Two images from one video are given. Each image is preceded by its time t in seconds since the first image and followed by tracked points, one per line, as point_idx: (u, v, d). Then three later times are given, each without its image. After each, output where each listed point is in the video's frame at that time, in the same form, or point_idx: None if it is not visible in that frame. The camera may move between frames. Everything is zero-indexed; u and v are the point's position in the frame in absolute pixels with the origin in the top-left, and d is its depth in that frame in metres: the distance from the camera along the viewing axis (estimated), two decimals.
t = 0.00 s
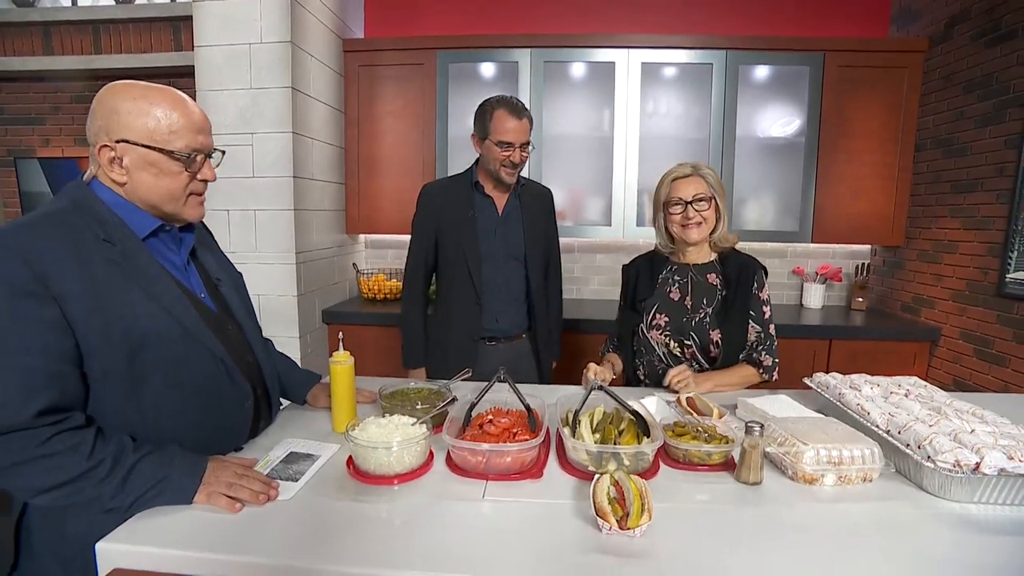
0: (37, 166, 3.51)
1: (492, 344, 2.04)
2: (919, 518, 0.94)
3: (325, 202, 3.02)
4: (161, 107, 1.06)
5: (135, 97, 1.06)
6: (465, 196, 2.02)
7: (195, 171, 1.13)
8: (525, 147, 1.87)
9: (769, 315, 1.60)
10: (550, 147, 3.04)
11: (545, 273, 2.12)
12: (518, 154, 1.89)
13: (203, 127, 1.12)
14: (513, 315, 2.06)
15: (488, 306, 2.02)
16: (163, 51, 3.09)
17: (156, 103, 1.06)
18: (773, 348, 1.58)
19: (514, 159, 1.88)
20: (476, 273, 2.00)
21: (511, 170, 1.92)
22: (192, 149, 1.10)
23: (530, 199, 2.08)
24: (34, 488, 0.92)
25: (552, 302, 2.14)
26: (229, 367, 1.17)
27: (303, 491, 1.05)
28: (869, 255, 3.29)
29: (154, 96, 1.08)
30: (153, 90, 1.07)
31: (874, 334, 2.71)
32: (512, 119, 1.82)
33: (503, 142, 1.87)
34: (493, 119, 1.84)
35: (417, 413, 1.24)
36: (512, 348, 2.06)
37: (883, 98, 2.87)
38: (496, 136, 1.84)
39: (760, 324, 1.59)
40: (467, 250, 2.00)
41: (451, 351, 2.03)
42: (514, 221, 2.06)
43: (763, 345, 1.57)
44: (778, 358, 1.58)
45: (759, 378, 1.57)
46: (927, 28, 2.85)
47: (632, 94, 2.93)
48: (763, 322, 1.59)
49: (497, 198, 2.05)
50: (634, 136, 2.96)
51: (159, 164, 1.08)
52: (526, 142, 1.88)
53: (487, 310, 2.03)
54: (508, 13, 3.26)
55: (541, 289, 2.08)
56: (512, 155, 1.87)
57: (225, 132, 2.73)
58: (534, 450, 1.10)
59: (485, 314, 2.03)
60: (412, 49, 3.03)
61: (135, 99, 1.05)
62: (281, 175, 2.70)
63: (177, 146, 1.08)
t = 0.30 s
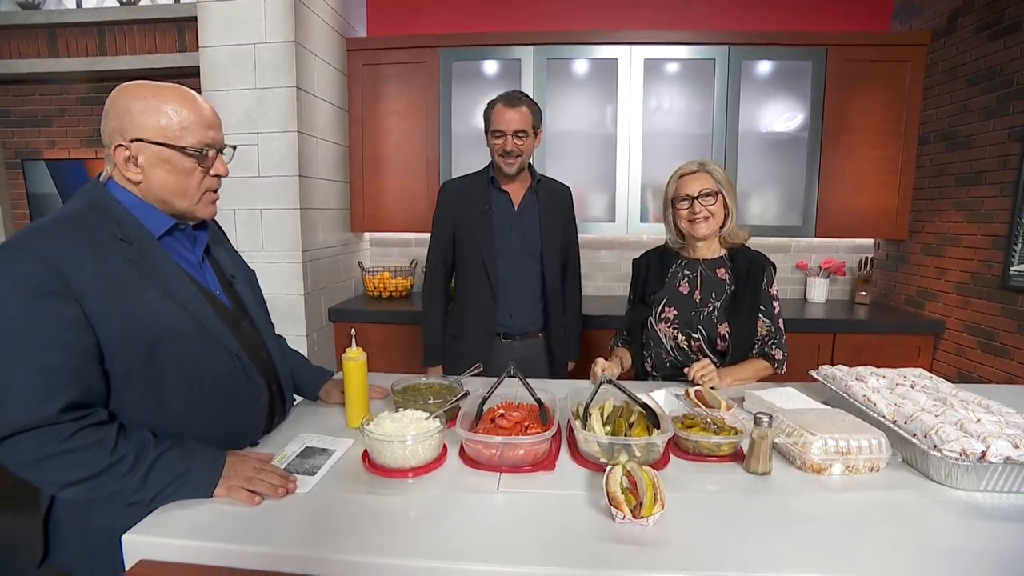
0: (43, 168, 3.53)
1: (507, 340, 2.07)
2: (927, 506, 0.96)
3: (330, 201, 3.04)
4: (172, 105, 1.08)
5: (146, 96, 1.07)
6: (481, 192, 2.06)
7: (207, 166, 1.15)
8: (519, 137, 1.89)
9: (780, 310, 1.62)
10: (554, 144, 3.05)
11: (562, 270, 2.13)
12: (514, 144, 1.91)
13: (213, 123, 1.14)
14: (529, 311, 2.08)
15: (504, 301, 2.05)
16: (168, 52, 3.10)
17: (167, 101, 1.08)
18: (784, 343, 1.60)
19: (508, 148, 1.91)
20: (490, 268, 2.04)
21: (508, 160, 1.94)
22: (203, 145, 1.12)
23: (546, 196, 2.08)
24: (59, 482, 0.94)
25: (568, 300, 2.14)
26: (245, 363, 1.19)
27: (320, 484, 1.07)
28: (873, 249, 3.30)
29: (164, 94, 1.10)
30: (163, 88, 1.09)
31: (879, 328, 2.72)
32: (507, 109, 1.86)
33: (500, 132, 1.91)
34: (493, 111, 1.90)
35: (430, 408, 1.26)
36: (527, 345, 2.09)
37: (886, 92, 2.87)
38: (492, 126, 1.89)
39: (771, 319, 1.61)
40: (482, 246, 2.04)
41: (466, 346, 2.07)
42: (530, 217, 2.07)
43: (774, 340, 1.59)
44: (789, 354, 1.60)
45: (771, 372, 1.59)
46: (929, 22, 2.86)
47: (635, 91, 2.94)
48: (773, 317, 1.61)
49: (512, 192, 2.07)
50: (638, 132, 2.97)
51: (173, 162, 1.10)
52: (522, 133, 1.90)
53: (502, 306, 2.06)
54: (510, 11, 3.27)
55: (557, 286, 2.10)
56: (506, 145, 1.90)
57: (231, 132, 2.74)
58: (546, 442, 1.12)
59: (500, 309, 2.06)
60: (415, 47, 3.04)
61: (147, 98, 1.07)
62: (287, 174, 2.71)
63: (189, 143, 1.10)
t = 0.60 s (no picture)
0: (50, 168, 3.55)
1: (513, 336, 2.09)
2: (933, 497, 0.97)
3: (336, 199, 3.05)
4: (182, 105, 1.09)
5: (155, 96, 1.09)
6: (489, 189, 2.08)
7: (217, 165, 1.16)
8: (518, 133, 1.90)
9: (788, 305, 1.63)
10: (559, 141, 3.06)
11: (572, 267, 2.12)
12: (514, 141, 1.92)
13: (222, 123, 1.15)
14: (535, 307, 2.09)
15: (510, 297, 2.07)
16: (173, 51, 3.12)
17: (177, 101, 1.09)
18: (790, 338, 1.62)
19: (507, 145, 1.93)
20: (497, 264, 2.06)
21: (509, 157, 1.96)
22: (213, 144, 1.13)
23: (555, 193, 2.08)
24: (80, 476, 0.96)
25: (577, 298, 2.12)
26: (257, 357, 1.20)
27: (334, 478, 1.09)
28: (877, 244, 3.30)
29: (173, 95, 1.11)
30: (172, 88, 1.11)
31: (884, 323, 2.73)
32: (507, 106, 1.88)
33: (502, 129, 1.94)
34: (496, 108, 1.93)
35: (441, 402, 1.28)
36: (534, 342, 2.10)
37: (891, 86, 2.87)
38: (494, 122, 1.92)
39: (779, 314, 1.62)
40: (489, 242, 2.06)
41: (473, 342, 2.09)
42: (536, 212, 2.08)
43: (782, 335, 1.61)
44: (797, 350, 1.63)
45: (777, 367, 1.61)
46: (934, 16, 2.85)
47: (640, 87, 2.94)
48: (781, 311, 1.62)
49: (520, 188, 2.08)
50: (642, 129, 2.97)
51: (184, 161, 1.11)
52: (523, 130, 1.91)
53: (509, 302, 2.08)
54: (514, 9, 3.27)
55: (564, 282, 2.09)
56: (506, 141, 1.92)
57: (237, 131, 2.76)
58: (556, 436, 1.13)
59: (506, 305, 2.08)
60: (419, 45, 3.04)
61: (156, 99, 1.09)
62: (293, 173, 2.73)
63: (200, 142, 1.11)
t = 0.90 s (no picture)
0: (51, 166, 3.55)
1: (511, 334, 2.10)
2: (932, 491, 0.99)
3: (337, 197, 3.06)
4: (186, 107, 1.10)
5: (159, 97, 1.09)
6: (487, 188, 2.09)
7: (220, 165, 1.17)
8: (511, 128, 1.91)
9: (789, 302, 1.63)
10: (560, 139, 3.07)
11: (569, 265, 2.14)
12: (508, 135, 1.93)
13: (225, 123, 1.16)
14: (533, 305, 2.10)
15: (509, 295, 2.09)
16: (174, 50, 3.12)
17: (182, 102, 1.10)
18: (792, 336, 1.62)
19: (501, 139, 1.94)
20: (495, 262, 2.07)
21: (505, 152, 1.96)
22: (217, 145, 1.14)
23: (553, 190, 2.08)
24: (87, 470, 0.97)
25: (576, 295, 2.15)
26: (258, 352, 1.21)
27: (339, 473, 1.10)
28: (877, 242, 3.31)
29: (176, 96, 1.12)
30: (176, 89, 1.11)
31: (883, 321, 2.74)
32: (503, 101, 1.90)
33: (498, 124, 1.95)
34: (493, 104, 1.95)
35: (444, 399, 1.29)
36: (533, 339, 2.11)
37: (891, 85, 2.88)
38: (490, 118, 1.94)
39: (780, 312, 1.63)
40: (487, 240, 2.07)
41: (472, 339, 2.10)
42: (535, 210, 2.09)
43: (783, 332, 1.61)
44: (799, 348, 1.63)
45: (778, 365, 1.61)
46: (934, 15, 2.86)
47: (640, 86, 2.95)
48: (783, 309, 1.63)
49: (517, 185, 2.09)
50: (643, 127, 2.98)
51: (188, 161, 1.12)
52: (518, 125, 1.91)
53: (507, 300, 2.09)
54: (514, 7, 3.28)
55: (562, 280, 2.10)
56: (500, 136, 1.93)
57: (239, 129, 2.76)
58: (559, 432, 1.14)
59: (504, 303, 2.09)
60: (419, 44, 3.05)
61: (161, 99, 1.09)
62: (295, 171, 2.74)
63: (204, 142, 1.12)
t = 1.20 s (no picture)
0: (53, 165, 3.56)
1: (509, 333, 2.11)
2: (932, 488, 0.99)
3: (338, 196, 3.07)
4: (185, 101, 1.10)
5: (159, 93, 1.10)
6: (483, 187, 2.09)
7: (222, 160, 1.17)
8: (519, 133, 1.91)
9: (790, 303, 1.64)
10: (561, 138, 3.07)
11: (566, 265, 2.15)
12: (514, 140, 1.93)
13: (225, 117, 1.16)
14: (530, 304, 2.11)
15: (506, 294, 2.10)
16: (176, 49, 3.12)
17: (181, 97, 1.11)
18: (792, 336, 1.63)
19: (508, 144, 1.93)
20: (493, 261, 2.07)
21: (511, 156, 1.96)
22: (218, 139, 1.15)
23: (549, 188, 2.09)
24: (92, 466, 0.98)
25: (573, 294, 2.16)
26: (262, 352, 1.21)
27: (342, 470, 1.10)
28: (877, 241, 3.31)
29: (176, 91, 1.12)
30: (176, 85, 1.12)
31: (883, 320, 2.75)
32: (509, 105, 1.87)
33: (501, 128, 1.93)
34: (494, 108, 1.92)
35: (446, 397, 1.30)
36: (531, 338, 2.12)
37: (891, 84, 2.88)
38: (494, 123, 1.91)
39: (781, 312, 1.63)
40: (484, 239, 2.07)
41: (469, 338, 2.10)
42: (531, 210, 2.09)
43: (784, 332, 1.62)
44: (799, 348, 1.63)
45: (778, 365, 1.62)
46: (935, 14, 2.86)
47: (641, 85, 2.95)
48: (783, 310, 1.63)
49: (513, 185, 2.10)
50: (643, 127, 2.99)
51: (189, 156, 1.13)
52: (524, 129, 1.92)
53: (504, 299, 2.10)
54: (516, 6, 3.28)
55: (559, 279, 2.10)
56: (507, 141, 1.92)
57: (240, 128, 2.77)
58: (560, 430, 1.15)
59: (501, 302, 2.10)
60: (420, 43, 3.05)
61: (161, 95, 1.10)
62: (296, 170, 2.74)
63: (204, 136, 1.12)
